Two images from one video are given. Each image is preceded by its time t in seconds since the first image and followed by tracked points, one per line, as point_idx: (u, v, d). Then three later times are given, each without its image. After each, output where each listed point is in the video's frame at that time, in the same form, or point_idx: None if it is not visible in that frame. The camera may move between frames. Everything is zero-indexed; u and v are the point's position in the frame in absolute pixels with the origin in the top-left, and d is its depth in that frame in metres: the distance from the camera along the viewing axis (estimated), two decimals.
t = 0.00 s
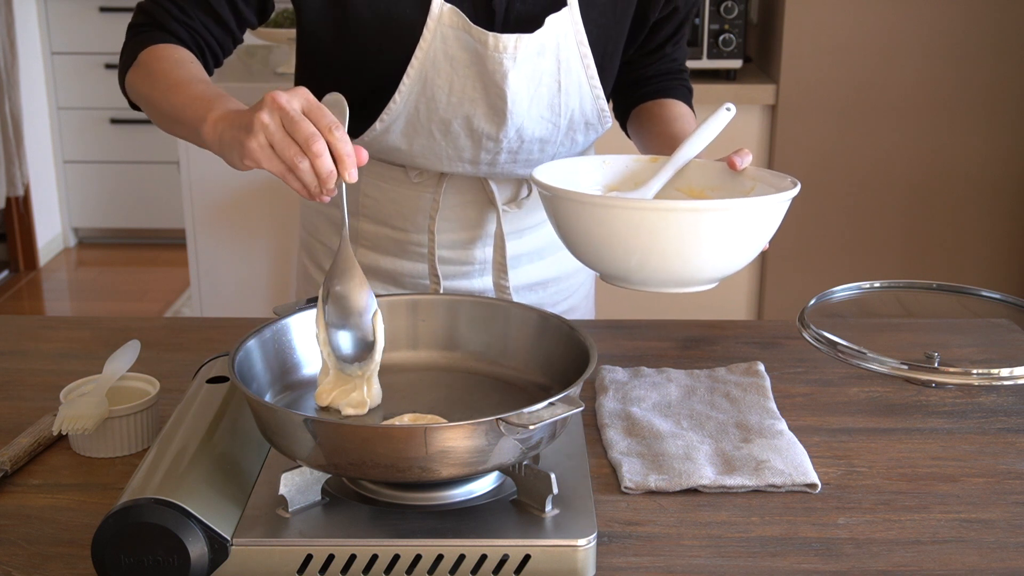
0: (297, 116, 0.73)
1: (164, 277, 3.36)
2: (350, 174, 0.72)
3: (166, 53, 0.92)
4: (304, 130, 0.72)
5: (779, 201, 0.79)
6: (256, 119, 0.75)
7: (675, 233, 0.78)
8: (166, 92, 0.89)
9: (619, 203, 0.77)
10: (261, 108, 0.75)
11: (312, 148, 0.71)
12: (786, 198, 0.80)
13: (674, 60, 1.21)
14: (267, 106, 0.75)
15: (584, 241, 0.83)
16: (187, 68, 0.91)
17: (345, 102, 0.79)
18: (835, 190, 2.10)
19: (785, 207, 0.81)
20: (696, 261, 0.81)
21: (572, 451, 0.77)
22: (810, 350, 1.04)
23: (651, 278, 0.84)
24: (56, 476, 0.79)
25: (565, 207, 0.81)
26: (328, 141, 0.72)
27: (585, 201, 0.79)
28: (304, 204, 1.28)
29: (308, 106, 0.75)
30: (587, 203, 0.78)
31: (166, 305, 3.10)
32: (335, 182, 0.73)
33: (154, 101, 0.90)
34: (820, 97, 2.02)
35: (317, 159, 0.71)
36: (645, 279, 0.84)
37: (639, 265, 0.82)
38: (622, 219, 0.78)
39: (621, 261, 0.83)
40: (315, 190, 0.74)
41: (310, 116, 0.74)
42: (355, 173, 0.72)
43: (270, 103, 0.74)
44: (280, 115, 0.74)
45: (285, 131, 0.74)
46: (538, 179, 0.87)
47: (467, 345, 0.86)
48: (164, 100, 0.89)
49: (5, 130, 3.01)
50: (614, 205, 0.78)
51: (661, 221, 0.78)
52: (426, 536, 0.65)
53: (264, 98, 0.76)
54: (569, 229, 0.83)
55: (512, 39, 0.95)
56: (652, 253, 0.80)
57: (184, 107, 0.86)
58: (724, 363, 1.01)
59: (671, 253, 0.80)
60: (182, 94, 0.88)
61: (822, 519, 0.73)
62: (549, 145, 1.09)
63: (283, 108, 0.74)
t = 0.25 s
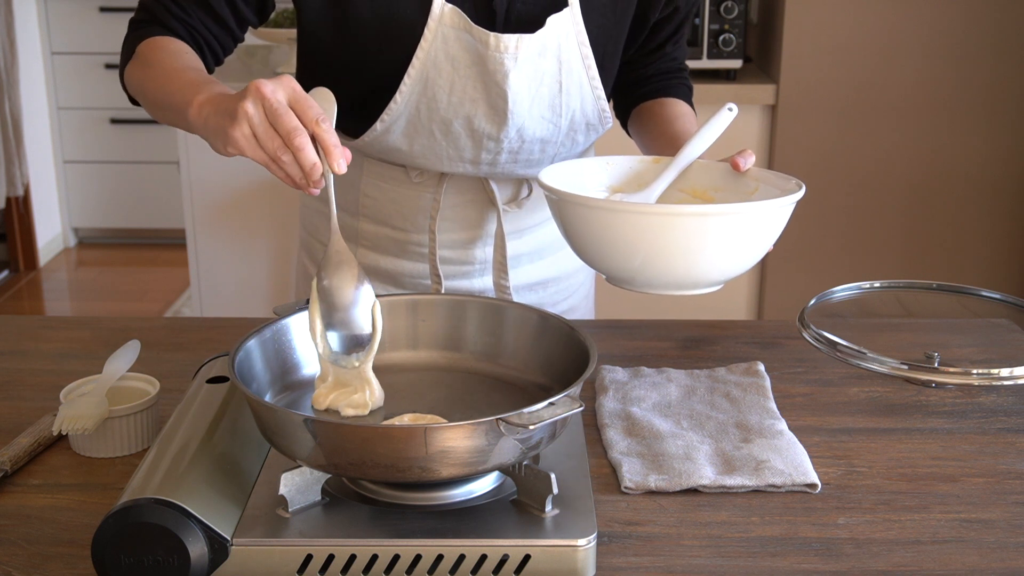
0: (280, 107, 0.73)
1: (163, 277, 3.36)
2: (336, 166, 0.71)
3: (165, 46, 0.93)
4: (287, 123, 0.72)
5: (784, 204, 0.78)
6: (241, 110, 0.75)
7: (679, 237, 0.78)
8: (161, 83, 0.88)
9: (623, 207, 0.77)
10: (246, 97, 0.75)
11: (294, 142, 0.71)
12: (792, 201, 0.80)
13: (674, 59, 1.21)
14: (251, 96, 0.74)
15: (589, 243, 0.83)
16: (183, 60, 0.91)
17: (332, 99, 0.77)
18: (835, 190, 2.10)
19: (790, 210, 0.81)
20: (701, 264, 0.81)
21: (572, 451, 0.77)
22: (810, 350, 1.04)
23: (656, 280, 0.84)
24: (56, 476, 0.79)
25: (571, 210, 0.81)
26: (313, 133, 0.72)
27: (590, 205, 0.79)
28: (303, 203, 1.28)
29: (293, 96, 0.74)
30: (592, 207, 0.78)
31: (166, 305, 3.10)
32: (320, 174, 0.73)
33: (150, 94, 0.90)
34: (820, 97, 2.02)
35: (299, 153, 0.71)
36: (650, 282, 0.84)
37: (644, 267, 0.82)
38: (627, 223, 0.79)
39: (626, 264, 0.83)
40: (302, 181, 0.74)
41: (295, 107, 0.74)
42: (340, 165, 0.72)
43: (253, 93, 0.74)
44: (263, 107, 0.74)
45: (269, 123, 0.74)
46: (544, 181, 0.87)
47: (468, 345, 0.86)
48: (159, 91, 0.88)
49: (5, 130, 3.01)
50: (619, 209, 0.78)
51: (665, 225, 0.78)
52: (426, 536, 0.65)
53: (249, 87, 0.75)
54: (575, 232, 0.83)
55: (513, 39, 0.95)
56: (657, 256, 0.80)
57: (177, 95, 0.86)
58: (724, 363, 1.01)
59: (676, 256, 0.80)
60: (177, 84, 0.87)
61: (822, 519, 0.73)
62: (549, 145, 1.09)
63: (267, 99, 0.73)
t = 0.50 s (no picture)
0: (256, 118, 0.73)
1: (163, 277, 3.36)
2: (318, 172, 0.71)
3: (159, 40, 0.93)
4: (266, 133, 0.72)
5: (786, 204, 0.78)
6: (220, 121, 0.75)
7: (681, 237, 0.78)
8: (151, 78, 0.87)
9: (625, 208, 0.77)
10: (223, 108, 0.75)
11: (274, 154, 0.71)
12: (794, 201, 0.80)
13: (674, 58, 1.21)
14: (229, 105, 0.74)
15: (591, 245, 0.83)
16: (175, 53, 0.91)
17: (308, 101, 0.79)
18: (835, 190, 2.10)
19: (792, 210, 0.81)
20: (703, 265, 0.81)
21: (572, 451, 0.77)
22: (810, 351, 1.04)
23: (658, 281, 0.84)
24: (56, 476, 0.79)
25: (573, 211, 0.81)
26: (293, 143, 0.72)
27: (592, 206, 0.79)
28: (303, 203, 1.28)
29: (270, 104, 0.74)
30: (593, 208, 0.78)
31: (166, 305, 3.10)
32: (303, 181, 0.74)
33: (141, 90, 0.89)
34: (820, 97, 2.02)
35: (280, 163, 0.71)
36: (652, 282, 0.84)
37: (646, 268, 0.82)
38: (629, 224, 0.79)
39: (628, 265, 0.83)
40: (286, 188, 0.75)
41: (273, 115, 0.74)
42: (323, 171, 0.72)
43: (230, 104, 0.74)
44: (241, 117, 0.74)
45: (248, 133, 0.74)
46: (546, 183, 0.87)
47: (469, 345, 0.86)
48: (149, 87, 0.87)
49: (5, 130, 3.01)
50: (620, 210, 0.78)
51: (668, 225, 0.78)
52: (426, 536, 0.65)
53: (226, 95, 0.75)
54: (577, 233, 0.83)
55: (512, 39, 0.96)
56: (659, 257, 0.80)
57: (165, 90, 0.85)
58: (724, 363, 1.01)
59: (678, 256, 0.80)
60: (167, 78, 0.86)
61: (822, 519, 0.73)
62: (549, 145, 1.09)
63: (244, 110, 0.73)
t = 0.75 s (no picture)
0: (257, 123, 0.73)
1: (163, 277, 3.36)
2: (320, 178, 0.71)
3: (158, 42, 0.92)
4: (267, 139, 0.72)
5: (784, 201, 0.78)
6: (220, 126, 0.75)
7: (679, 235, 0.78)
8: (151, 78, 0.87)
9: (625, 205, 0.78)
10: (224, 112, 0.75)
11: (276, 158, 0.71)
12: (791, 199, 0.80)
13: (673, 58, 1.21)
14: (230, 110, 0.74)
15: (591, 242, 0.83)
16: (176, 55, 0.91)
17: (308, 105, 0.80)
18: (835, 190, 2.10)
19: (790, 208, 0.81)
20: (702, 262, 0.81)
21: (573, 451, 0.77)
22: (810, 351, 1.04)
23: (657, 279, 0.84)
24: (56, 476, 0.79)
25: (572, 208, 0.81)
26: (295, 147, 0.72)
27: (592, 203, 0.79)
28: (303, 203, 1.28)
29: (271, 108, 0.74)
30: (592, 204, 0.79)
31: (166, 305, 3.10)
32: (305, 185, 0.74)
33: (140, 90, 0.89)
34: (820, 97, 2.02)
35: (282, 169, 0.72)
36: (651, 279, 0.84)
37: (645, 266, 0.82)
38: (628, 221, 0.79)
39: (627, 262, 0.83)
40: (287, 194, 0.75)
41: (274, 120, 0.73)
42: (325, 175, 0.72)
43: (231, 109, 0.74)
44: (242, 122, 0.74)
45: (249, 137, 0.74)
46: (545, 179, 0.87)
47: (469, 344, 0.86)
48: (149, 87, 0.87)
49: (5, 130, 3.01)
50: (620, 206, 0.78)
51: (666, 223, 0.78)
52: (426, 536, 0.65)
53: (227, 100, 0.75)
54: (576, 230, 0.83)
55: (511, 38, 0.95)
56: (658, 254, 0.80)
57: (165, 90, 0.85)
58: (724, 364, 1.01)
59: (677, 254, 0.80)
60: (167, 78, 0.86)
61: (822, 519, 0.73)
62: (548, 145, 1.09)
63: (245, 115, 0.73)
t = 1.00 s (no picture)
0: (258, 118, 0.73)
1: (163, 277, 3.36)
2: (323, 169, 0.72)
3: (155, 36, 0.92)
4: (268, 134, 0.72)
5: (782, 202, 0.78)
6: (221, 122, 0.75)
7: (677, 236, 0.78)
8: (148, 72, 0.87)
9: (623, 206, 0.78)
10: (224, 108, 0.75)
11: (278, 153, 0.71)
12: (789, 200, 0.80)
13: (671, 60, 1.21)
14: (229, 106, 0.74)
15: (588, 243, 0.83)
16: (173, 48, 0.91)
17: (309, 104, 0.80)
18: (835, 190, 2.10)
19: (788, 210, 0.81)
20: (700, 264, 0.81)
21: (573, 451, 0.77)
22: (810, 350, 1.04)
23: (655, 280, 0.84)
24: (57, 476, 0.79)
25: (570, 209, 0.81)
26: (296, 141, 0.72)
27: (590, 204, 0.79)
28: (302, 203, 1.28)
29: (271, 102, 0.73)
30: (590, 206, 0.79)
31: (166, 305, 3.10)
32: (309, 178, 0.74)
33: (137, 85, 0.89)
34: (820, 97, 2.02)
35: (285, 163, 0.72)
36: (649, 281, 0.84)
37: (643, 267, 0.82)
38: (626, 223, 0.79)
39: (626, 263, 0.83)
40: (292, 187, 0.75)
41: (274, 114, 0.73)
42: (328, 167, 0.72)
43: (231, 105, 0.74)
44: (243, 118, 0.74)
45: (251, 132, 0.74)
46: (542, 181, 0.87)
47: (469, 344, 0.86)
48: (146, 82, 0.87)
49: (5, 130, 3.01)
50: (618, 207, 0.78)
51: (665, 224, 0.78)
52: (426, 536, 0.65)
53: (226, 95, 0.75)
54: (574, 231, 0.83)
55: (510, 37, 0.95)
56: (656, 256, 0.80)
57: (162, 86, 0.85)
58: (724, 363, 1.01)
59: (675, 255, 0.80)
60: (163, 72, 0.86)
61: (822, 519, 0.73)
62: (547, 146, 1.09)
63: (245, 110, 0.73)
